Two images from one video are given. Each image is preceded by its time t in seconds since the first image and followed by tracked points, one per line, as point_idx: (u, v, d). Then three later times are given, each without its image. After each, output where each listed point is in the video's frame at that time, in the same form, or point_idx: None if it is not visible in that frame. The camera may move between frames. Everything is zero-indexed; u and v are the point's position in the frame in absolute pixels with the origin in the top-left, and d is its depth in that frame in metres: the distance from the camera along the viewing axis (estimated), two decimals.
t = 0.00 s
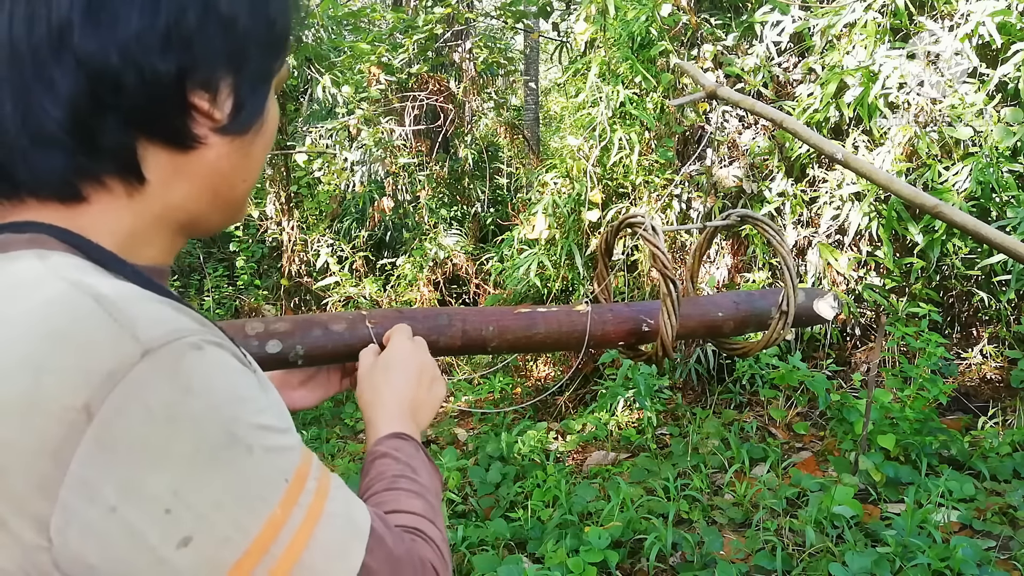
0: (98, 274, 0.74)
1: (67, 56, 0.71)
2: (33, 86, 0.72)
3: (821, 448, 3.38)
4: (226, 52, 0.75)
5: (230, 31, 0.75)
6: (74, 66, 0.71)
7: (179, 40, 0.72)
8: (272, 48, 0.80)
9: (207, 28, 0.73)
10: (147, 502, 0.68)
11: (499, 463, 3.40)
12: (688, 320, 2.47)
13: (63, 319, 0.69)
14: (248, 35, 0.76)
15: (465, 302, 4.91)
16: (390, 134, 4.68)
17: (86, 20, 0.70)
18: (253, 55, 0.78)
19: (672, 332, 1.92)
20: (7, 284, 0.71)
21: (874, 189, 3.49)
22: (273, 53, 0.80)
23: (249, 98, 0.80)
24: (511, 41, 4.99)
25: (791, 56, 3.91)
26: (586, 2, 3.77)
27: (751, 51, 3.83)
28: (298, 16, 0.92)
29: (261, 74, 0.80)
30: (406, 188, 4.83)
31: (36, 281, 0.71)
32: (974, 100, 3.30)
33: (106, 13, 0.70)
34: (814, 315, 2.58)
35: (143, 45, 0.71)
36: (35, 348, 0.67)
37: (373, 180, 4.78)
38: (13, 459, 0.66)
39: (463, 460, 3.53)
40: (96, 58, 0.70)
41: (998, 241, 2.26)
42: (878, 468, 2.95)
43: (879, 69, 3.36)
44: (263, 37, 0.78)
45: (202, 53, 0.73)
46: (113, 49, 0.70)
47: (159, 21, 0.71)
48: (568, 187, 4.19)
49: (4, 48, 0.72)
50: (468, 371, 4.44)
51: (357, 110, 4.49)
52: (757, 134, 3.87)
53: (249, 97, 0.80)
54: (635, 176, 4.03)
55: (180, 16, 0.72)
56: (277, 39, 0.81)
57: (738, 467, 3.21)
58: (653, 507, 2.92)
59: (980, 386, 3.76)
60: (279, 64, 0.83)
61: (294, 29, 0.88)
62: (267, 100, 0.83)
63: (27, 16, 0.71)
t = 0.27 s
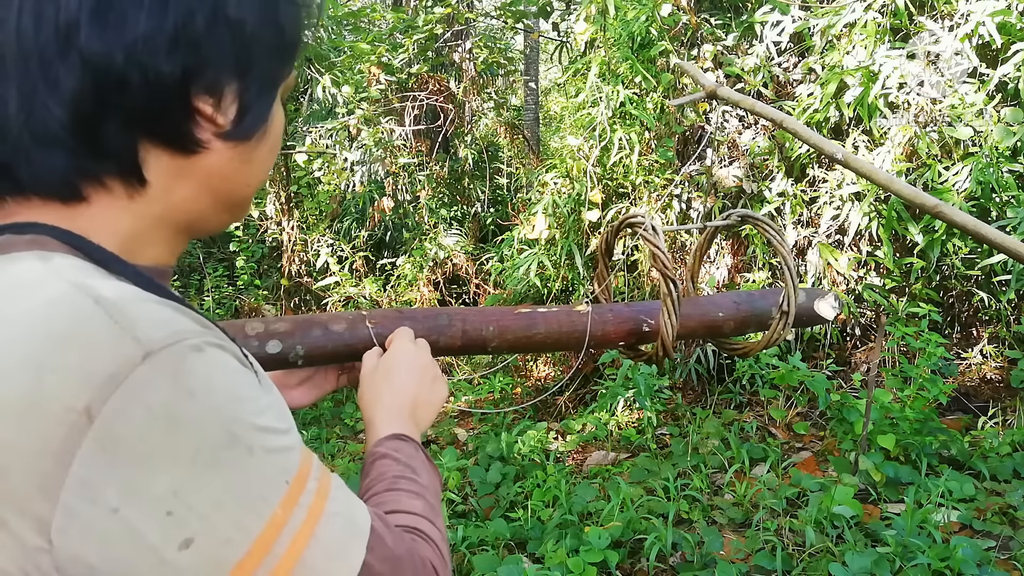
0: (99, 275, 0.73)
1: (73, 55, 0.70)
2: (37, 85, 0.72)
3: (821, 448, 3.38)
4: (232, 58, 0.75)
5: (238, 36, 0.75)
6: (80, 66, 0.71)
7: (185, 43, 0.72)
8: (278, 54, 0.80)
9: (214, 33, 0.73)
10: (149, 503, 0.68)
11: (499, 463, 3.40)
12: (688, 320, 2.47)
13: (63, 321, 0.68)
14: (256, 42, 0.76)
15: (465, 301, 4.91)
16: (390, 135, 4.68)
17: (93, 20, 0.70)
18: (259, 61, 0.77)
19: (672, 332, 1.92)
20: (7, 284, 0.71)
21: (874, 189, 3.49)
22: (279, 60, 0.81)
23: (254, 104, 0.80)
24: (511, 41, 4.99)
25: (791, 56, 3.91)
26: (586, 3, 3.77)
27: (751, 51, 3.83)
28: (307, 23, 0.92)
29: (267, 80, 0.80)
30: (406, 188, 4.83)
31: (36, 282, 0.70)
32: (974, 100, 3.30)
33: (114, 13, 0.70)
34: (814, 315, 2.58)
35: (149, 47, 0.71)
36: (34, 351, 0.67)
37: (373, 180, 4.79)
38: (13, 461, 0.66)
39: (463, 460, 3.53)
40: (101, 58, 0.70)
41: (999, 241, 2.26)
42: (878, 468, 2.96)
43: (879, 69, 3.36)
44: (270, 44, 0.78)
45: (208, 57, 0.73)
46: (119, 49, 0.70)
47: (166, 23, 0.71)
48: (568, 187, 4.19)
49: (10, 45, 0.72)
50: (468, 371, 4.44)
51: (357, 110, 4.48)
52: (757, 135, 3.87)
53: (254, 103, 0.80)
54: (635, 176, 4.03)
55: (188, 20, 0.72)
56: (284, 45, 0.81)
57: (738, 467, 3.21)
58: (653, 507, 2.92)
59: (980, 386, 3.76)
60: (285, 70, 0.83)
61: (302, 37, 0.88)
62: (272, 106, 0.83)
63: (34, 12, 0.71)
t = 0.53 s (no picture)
0: (101, 276, 0.73)
1: (73, 54, 0.71)
2: (37, 84, 0.72)
3: (821, 448, 3.38)
4: (233, 59, 0.74)
5: (240, 39, 0.74)
6: (80, 65, 0.71)
7: (186, 44, 0.72)
8: (281, 57, 0.80)
9: (215, 35, 0.73)
10: (144, 511, 0.68)
11: (499, 463, 3.40)
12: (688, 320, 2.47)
13: (65, 322, 0.68)
14: (258, 43, 0.76)
15: (465, 302, 4.91)
16: (390, 135, 4.68)
17: (94, 19, 0.70)
18: (261, 64, 0.77)
19: (672, 332, 1.92)
20: (8, 283, 0.70)
21: (874, 189, 3.49)
22: (283, 64, 0.80)
23: (256, 107, 0.79)
24: (511, 41, 4.99)
25: (791, 56, 3.91)
26: (586, 3, 3.77)
27: (751, 51, 3.83)
28: (313, 26, 0.92)
29: (268, 83, 0.79)
30: (406, 188, 4.83)
31: (38, 283, 0.70)
32: (974, 100, 3.30)
33: (115, 13, 0.70)
34: (814, 315, 2.58)
35: (149, 48, 0.71)
36: (33, 352, 0.67)
37: (373, 180, 4.79)
38: (11, 461, 0.66)
39: (463, 460, 3.53)
40: (101, 58, 0.70)
41: (999, 241, 2.26)
42: (878, 469, 2.95)
43: (879, 69, 3.36)
44: (273, 47, 0.78)
45: (209, 59, 0.73)
46: (120, 49, 0.70)
47: (166, 24, 0.71)
48: (568, 187, 4.19)
49: (14, 43, 0.72)
50: (469, 371, 4.44)
51: (357, 110, 4.48)
52: (757, 134, 3.87)
53: (256, 107, 0.79)
54: (635, 176, 4.03)
55: (190, 21, 0.71)
56: (288, 49, 0.80)
57: (738, 467, 3.21)
58: (653, 507, 2.92)
59: (980, 386, 3.76)
60: (289, 74, 0.83)
61: (308, 40, 0.87)
62: (274, 110, 0.83)
63: (37, 11, 0.71)
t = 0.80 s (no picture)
0: (98, 280, 0.73)
1: (59, 56, 0.71)
2: (25, 86, 0.73)
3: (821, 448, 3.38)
4: (222, 55, 0.74)
5: (229, 36, 0.74)
6: (65, 67, 0.71)
7: (172, 42, 0.71)
8: (274, 54, 0.79)
9: (203, 32, 0.73)
10: (139, 516, 0.68)
11: (499, 463, 3.40)
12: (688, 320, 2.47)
13: (61, 326, 0.68)
14: (248, 38, 0.76)
15: (465, 301, 4.91)
16: (390, 135, 4.68)
17: (79, 18, 0.70)
18: (254, 61, 0.77)
19: (672, 332, 1.92)
20: (5, 286, 0.70)
21: (874, 189, 3.49)
22: (276, 60, 0.80)
23: (250, 105, 0.79)
24: (511, 41, 5.00)
25: (791, 56, 3.91)
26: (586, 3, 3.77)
27: (751, 51, 3.83)
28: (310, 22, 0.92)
29: (263, 81, 0.79)
30: (406, 188, 4.83)
31: (35, 285, 0.70)
32: (975, 100, 3.30)
33: (99, 13, 0.70)
34: (813, 315, 2.58)
35: (134, 48, 0.71)
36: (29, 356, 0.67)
37: (373, 180, 4.78)
38: (6, 464, 0.66)
39: (463, 460, 3.53)
40: (87, 58, 0.71)
41: (998, 241, 2.26)
42: (878, 468, 2.96)
43: (879, 69, 3.36)
44: (265, 42, 0.78)
45: (197, 56, 0.73)
46: (105, 48, 0.70)
47: (153, 23, 0.71)
48: (568, 187, 4.19)
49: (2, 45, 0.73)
50: (469, 371, 4.44)
51: (357, 110, 4.48)
52: (757, 134, 3.87)
53: (250, 105, 0.79)
54: (635, 176, 4.03)
55: (175, 19, 0.71)
56: (281, 46, 0.80)
57: (738, 467, 3.21)
58: (653, 507, 2.92)
59: (980, 386, 3.76)
60: (283, 70, 0.83)
61: (304, 35, 0.87)
62: (270, 107, 0.83)
63: (24, 14, 0.72)
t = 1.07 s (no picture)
0: (97, 281, 0.74)
1: (48, 68, 0.71)
2: (16, 97, 0.73)
3: (821, 448, 3.38)
4: (212, 54, 0.74)
5: (216, 32, 0.74)
6: (54, 78, 0.72)
7: (161, 45, 0.71)
8: (266, 48, 0.79)
9: (191, 31, 0.72)
10: (129, 518, 0.68)
11: (499, 463, 3.39)
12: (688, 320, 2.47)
13: (60, 328, 0.69)
14: (237, 34, 0.75)
15: (466, 301, 4.92)
16: (390, 135, 4.68)
17: (62, 24, 0.70)
18: (246, 58, 0.77)
19: (672, 332, 1.92)
20: (9, 287, 0.71)
21: (874, 189, 3.49)
22: (268, 52, 0.80)
23: (245, 102, 0.79)
24: (511, 41, 5.00)
25: (791, 56, 3.91)
26: (586, 2, 3.77)
27: (751, 51, 3.83)
28: (302, 12, 0.91)
29: (257, 76, 0.79)
30: (406, 188, 4.83)
31: (36, 288, 0.71)
32: (974, 100, 3.30)
33: (85, 20, 0.70)
34: (813, 315, 2.58)
35: (123, 53, 0.71)
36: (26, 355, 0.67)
37: (373, 180, 4.78)
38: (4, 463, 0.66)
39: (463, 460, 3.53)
40: (76, 67, 0.71)
41: (998, 241, 2.26)
42: (878, 468, 2.95)
43: (879, 69, 3.36)
44: (255, 36, 0.77)
45: (187, 57, 0.73)
46: (94, 55, 0.71)
47: (139, 25, 0.71)
48: (568, 187, 4.19)
49: None
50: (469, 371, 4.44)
51: (357, 110, 4.48)
52: (757, 134, 3.87)
53: (245, 101, 0.79)
54: (635, 176, 4.03)
55: (162, 21, 0.71)
56: (273, 39, 0.80)
57: (738, 467, 3.21)
58: (653, 507, 2.92)
59: (980, 386, 3.76)
60: (278, 63, 0.83)
61: (295, 25, 0.87)
62: (265, 103, 0.83)
63: (9, 24, 0.72)
